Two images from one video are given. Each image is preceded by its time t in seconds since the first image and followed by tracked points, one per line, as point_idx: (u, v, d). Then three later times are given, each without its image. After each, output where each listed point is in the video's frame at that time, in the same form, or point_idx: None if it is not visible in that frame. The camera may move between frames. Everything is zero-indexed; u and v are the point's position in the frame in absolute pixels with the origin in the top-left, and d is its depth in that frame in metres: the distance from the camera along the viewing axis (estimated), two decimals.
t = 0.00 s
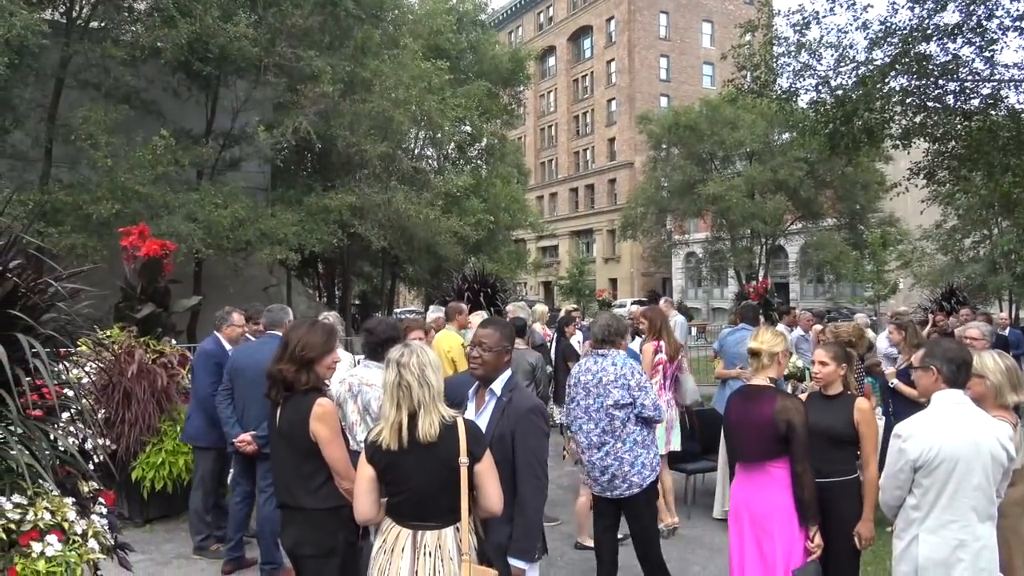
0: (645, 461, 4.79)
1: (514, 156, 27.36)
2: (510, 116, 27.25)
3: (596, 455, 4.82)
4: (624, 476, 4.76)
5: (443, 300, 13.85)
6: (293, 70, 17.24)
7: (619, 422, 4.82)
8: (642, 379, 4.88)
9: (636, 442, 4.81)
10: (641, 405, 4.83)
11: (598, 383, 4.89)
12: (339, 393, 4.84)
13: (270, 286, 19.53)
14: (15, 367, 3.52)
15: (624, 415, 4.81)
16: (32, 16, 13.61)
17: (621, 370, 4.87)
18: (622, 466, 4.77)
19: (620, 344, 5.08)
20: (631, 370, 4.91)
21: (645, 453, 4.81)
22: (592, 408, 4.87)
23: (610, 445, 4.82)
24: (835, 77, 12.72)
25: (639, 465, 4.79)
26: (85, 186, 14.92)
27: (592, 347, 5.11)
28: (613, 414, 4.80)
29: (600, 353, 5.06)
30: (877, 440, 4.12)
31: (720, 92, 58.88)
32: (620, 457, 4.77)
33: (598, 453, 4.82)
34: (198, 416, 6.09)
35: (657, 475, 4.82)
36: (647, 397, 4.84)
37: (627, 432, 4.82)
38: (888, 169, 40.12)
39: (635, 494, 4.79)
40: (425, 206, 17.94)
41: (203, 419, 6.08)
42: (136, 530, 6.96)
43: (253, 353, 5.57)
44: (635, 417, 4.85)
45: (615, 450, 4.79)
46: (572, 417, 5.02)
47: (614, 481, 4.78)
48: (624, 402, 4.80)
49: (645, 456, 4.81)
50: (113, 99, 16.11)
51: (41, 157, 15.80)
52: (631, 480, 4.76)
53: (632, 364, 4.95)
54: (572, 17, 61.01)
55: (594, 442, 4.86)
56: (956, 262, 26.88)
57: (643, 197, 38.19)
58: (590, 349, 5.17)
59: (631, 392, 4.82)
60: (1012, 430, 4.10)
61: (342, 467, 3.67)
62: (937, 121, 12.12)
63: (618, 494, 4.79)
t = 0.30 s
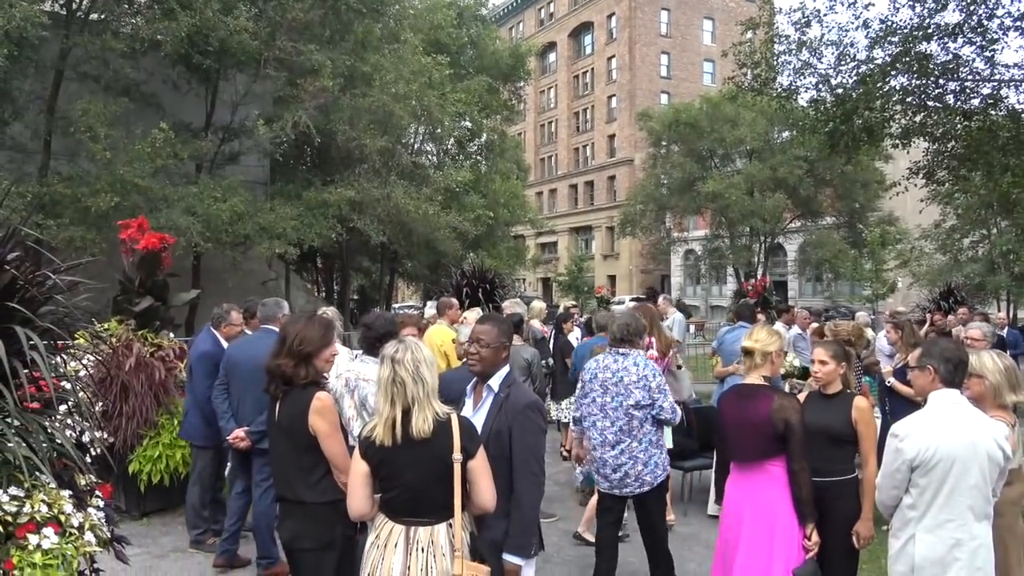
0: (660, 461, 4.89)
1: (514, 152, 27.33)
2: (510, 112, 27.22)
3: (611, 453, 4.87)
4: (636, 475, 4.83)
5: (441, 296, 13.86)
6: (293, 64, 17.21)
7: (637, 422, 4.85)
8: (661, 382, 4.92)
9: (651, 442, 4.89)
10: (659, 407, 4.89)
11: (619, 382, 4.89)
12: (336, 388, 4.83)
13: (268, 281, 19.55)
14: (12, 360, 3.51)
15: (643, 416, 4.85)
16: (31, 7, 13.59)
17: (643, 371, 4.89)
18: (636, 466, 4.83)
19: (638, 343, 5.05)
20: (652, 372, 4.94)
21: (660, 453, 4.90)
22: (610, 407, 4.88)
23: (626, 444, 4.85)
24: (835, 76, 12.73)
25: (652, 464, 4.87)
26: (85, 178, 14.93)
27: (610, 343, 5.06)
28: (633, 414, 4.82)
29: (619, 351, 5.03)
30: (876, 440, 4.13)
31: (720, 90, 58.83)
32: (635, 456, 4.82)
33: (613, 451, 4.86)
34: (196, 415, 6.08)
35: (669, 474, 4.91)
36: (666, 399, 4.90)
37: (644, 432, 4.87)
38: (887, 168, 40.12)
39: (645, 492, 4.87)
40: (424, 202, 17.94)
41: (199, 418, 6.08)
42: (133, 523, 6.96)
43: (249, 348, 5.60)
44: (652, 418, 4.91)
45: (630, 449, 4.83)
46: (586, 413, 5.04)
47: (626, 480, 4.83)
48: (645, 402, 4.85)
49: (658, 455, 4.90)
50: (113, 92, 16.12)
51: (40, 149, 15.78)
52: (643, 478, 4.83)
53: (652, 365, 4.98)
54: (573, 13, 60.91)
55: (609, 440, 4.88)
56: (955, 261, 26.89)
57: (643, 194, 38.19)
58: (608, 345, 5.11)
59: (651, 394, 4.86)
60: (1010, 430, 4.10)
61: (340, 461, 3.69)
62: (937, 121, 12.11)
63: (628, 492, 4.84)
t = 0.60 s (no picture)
0: (680, 459, 5.07)
1: (511, 150, 27.31)
2: (507, 110, 27.18)
3: (635, 448, 5.02)
4: (657, 471, 5.01)
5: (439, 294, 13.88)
6: (289, 63, 17.20)
7: (664, 420, 5.04)
8: (691, 383, 5.13)
9: (674, 439, 5.08)
10: (687, 407, 5.10)
11: (648, 380, 5.07)
12: (333, 386, 4.83)
13: (265, 280, 19.56)
14: (10, 360, 3.51)
15: (671, 415, 5.04)
16: (26, 8, 13.57)
17: (674, 370, 5.08)
18: (659, 461, 5.01)
19: (669, 341, 5.22)
20: (682, 373, 5.14)
21: (681, 451, 5.09)
22: (638, 403, 5.05)
23: (649, 440, 5.03)
24: (831, 72, 12.74)
25: (673, 461, 5.05)
26: (81, 179, 14.92)
27: (641, 340, 5.22)
28: (662, 413, 5.01)
29: (648, 349, 5.20)
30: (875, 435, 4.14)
31: (716, 87, 58.81)
32: (658, 452, 5.00)
33: (637, 446, 5.02)
34: (191, 416, 6.02)
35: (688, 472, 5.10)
36: (694, 400, 5.12)
37: (669, 430, 5.06)
38: (884, 164, 40.16)
39: (664, 488, 5.05)
40: (421, 200, 17.93)
41: (195, 419, 6.02)
42: (132, 523, 6.96)
43: (233, 347, 5.58)
44: (678, 416, 5.11)
45: (654, 446, 5.01)
46: (610, 407, 5.22)
47: (648, 474, 5.01)
48: (674, 402, 5.04)
49: (679, 452, 5.10)
50: (108, 92, 16.12)
51: (36, 149, 15.76)
52: (663, 474, 5.01)
53: (681, 365, 5.17)
54: (569, 11, 60.87)
55: (634, 435, 5.04)
56: (952, 257, 26.91)
57: (640, 191, 38.23)
58: (638, 341, 5.29)
59: (681, 394, 5.07)
60: (1008, 425, 4.11)
61: (339, 459, 3.69)
62: (934, 116, 12.12)
63: (649, 486, 5.03)
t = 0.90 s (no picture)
0: (694, 457, 5.20)
1: (512, 148, 27.29)
2: (508, 109, 27.17)
3: (650, 444, 5.16)
4: (671, 468, 5.13)
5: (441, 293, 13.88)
6: (291, 62, 17.22)
7: (679, 417, 5.19)
8: (708, 382, 5.27)
9: (690, 438, 5.21)
10: (702, 405, 5.24)
11: (665, 377, 5.21)
12: (336, 386, 4.84)
13: (267, 279, 19.58)
14: (14, 359, 3.52)
15: (685, 412, 5.20)
16: (28, 7, 13.60)
17: (691, 369, 5.22)
18: (673, 458, 5.13)
19: (689, 340, 5.35)
20: (700, 372, 5.27)
21: (696, 449, 5.22)
22: (655, 399, 5.19)
23: (664, 437, 5.16)
24: (833, 69, 12.68)
25: (687, 460, 5.18)
26: (83, 178, 14.95)
27: (660, 337, 5.34)
28: (677, 410, 5.16)
29: (668, 346, 5.34)
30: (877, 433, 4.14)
31: (718, 84, 58.74)
32: (673, 449, 5.13)
33: (651, 443, 5.17)
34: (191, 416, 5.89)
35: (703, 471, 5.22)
36: (710, 399, 5.25)
37: (683, 428, 5.21)
38: (886, 161, 40.12)
39: (677, 486, 5.17)
40: (423, 199, 17.93)
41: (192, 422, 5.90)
42: (136, 522, 6.96)
43: (222, 346, 5.58)
44: (693, 414, 5.25)
45: (669, 443, 5.13)
46: (627, 402, 5.35)
47: (662, 470, 5.14)
48: (690, 400, 5.19)
49: (693, 451, 5.22)
50: (110, 91, 16.13)
51: (39, 149, 15.80)
52: (677, 472, 5.14)
53: (700, 364, 5.29)
54: (570, 9, 60.82)
55: (649, 431, 5.19)
56: (954, 254, 26.86)
57: (642, 189, 38.24)
58: (657, 338, 5.42)
59: (697, 392, 5.21)
60: (1012, 422, 4.10)
61: (342, 457, 3.69)
62: (936, 113, 12.13)
63: (661, 482, 5.16)
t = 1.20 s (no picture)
0: (704, 454, 5.23)
1: (516, 146, 27.31)
2: (512, 107, 27.19)
3: (659, 440, 5.24)
4: (681, 465, 5.20)
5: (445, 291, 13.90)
6: (294, 61, 17.24)
7: (685, 414, 5.25)
8: (715, 376, 5.28)
9: (698, 435, 5.24)
10: (710, 401, 5.26)
11: (671, 372, 5.28)
12: (341, 385, 4.83)
13: (271, 278, 19.63)
14: (18, 358, 3.53)
15: (691, 408, 5.24)
16: (32, 7, 13.65)
17: (697, 364, 5.25)
18: (682, 455, 5.20)
19: (698, 337, 5.39)
20: (707, 367, 5.29)
21: (706, 447, 5.24)
22: (663, 396, 5.27)
23: (672, 434, 5.23)
24: (837, 66, 12.67)
25: (697, 456, 5.22)
26: (87, 178, 14.99)
27: (668, 335, 5.41)
28: (683, 406, 5.22)
29: (676, 343, 5.40)
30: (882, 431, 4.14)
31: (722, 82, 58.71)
32: (681, 446, 5.20)
33: (661, 439, 5.24)
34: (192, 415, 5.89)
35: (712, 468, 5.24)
36: (718, 393, 5.26)
37: (691, 424, 5.26)
38: (890, 158, 40.07)
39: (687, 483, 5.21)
40: (427, 198, 17.94)
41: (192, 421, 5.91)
42: (141, 521, 6.98)
43: (224, 345, 5.60)
44: (701, 410, 5.28)
45: (677, 439, 5.21)
46: (639, 400, 5.43)
47: (671, 468, 5.21)
48: (695, 395, 5.24)
49: (703, 448, 5.25)
50: (114, 91, 16.17)
51: (43, 149, 15.84)
52: (686, 469, 5.19)
53: (707, 360, 5.32)
54: (573, 7, 60.81)
55: (658, 427, 5.28)
56: (958, 251, 26.81)
57: (645, 187, 38.24)
58: (667, 336, 5.48)
59: (703, 387, 5.25)
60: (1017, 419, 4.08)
61: (346, 456, 3.68)
62: (940, 110, 12.09)
63: (672, 480, 5.22)
